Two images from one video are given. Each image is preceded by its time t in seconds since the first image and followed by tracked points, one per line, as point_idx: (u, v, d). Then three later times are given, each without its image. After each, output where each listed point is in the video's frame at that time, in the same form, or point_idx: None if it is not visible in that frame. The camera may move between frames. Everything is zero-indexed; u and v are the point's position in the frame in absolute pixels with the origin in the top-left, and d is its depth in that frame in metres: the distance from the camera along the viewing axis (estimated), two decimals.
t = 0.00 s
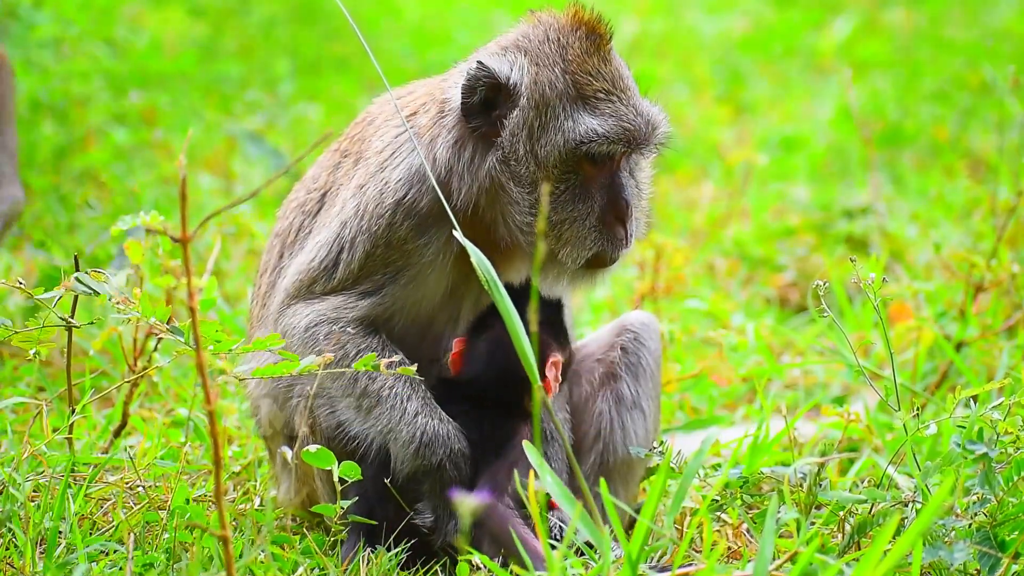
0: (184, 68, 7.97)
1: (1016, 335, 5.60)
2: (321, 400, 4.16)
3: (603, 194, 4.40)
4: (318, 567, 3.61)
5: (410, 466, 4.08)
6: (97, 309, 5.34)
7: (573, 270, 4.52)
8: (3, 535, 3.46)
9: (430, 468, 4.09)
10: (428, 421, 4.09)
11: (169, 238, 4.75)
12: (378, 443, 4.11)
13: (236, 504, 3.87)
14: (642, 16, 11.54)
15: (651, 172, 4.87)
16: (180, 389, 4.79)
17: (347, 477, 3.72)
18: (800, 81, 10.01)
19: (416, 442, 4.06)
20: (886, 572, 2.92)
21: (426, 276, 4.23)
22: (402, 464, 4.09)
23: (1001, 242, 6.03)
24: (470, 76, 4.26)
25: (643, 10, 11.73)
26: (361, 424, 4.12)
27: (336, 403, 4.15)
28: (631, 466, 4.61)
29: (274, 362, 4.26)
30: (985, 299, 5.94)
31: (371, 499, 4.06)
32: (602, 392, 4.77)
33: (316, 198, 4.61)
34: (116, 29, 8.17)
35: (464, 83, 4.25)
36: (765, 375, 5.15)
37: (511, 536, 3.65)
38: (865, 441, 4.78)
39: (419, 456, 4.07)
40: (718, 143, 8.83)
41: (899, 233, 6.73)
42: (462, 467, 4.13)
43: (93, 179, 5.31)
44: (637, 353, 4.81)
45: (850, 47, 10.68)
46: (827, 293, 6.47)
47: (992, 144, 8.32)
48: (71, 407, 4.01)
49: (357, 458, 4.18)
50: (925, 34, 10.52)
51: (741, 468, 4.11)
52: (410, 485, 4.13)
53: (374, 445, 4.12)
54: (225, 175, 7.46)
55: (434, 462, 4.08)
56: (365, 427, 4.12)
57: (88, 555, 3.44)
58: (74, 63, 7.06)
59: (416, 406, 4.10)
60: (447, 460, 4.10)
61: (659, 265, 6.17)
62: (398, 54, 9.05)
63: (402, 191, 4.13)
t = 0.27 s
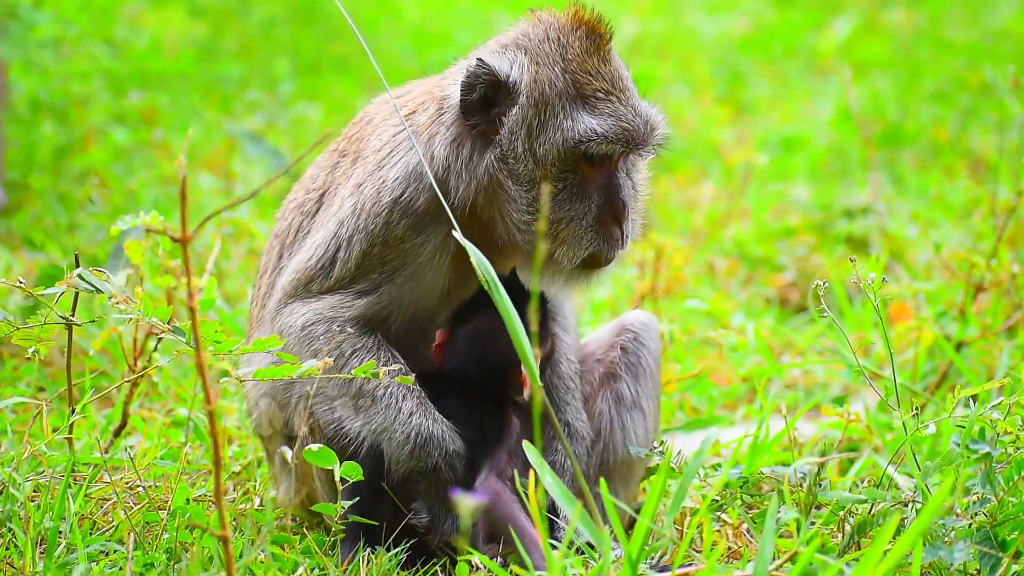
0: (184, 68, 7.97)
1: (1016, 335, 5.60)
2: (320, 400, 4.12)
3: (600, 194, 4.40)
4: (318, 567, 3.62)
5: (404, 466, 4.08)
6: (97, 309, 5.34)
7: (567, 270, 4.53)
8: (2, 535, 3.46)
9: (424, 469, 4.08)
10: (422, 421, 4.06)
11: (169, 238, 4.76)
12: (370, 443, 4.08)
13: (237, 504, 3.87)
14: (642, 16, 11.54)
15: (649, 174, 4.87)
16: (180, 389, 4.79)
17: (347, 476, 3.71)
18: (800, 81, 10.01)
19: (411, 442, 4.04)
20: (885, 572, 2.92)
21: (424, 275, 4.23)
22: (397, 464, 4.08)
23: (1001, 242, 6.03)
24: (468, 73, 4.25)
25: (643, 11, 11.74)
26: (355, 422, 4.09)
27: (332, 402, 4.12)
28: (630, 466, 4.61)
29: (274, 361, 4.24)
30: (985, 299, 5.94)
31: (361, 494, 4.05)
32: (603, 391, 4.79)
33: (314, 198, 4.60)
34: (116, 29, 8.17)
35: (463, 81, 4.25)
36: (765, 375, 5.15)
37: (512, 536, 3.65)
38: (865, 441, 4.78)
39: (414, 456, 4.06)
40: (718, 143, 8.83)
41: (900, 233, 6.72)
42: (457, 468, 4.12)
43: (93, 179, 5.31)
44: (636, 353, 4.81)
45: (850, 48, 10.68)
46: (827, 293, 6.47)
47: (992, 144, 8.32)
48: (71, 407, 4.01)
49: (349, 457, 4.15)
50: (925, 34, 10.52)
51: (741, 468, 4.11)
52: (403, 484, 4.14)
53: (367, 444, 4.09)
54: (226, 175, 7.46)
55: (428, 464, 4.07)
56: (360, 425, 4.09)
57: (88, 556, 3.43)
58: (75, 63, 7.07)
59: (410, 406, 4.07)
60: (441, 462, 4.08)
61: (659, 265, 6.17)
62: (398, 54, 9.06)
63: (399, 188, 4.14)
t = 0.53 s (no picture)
0: (184, 69, 7.97)
1: (1016, 335, 5.60)
2: (321, 399, 4.12)
3: (594, 194, 4.40)
4: (318, 567, 3.61)
5: (414, 460, 4.09)
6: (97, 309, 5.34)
7: (562, 268, 4.53)
8: (2, 535, 3.46)
9: (436, 463, 4.11)
10: (431, 413, 4.08)
11: (169, 238, 4.76)
12: (379, 438, 4.08)
13: (237, 504, 3.87)
14: (642, 16, 11.54)
15: (643, 178, 4.88)
16: (180, 389, 4.79)
17: (347, 476, 3.72)
18: (800, 81, 10.01)
19: (420, 433, 4.06)
20: (886, 572, 2.92)
21: (422, 273, 4.23)
22: (407, 458, 4.09)
23: (1001, 243, 6.03)
24: (467, 70, 4.25)
25: (643, 11, 11.74)
26: (361, 417, 4.09)
27: (336, 400, 4.11)
28: (630, 466, 4.61)
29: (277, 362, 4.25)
30: (985, 299, 5.94)
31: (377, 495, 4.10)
32: (603, 392, 4.79)
33: (311, 197, 4.60)
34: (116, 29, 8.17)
35: (461, 77, 4.25)
36: (765, 375, 5.14)
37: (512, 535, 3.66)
38: (865, 441, 4.78)
39: (424, 450, 4.08)
40: (718, 143, 8.83)
41: (899, 233, 6.72)
42: (468, 461, 4.14)
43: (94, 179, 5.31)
44: (636, 353, 4.80)
45: (850, 47, 10.68)
46: (827, 293, 6.47)
47: (992, 145, 8.32)
48: (70, 407, 4.01)
49: (357, 455, 4.15)
50: (925, 34, 10.52)
51: (741, 468, 4.11)
52: (415, 478, 4.16)
53: (375, 439, 4.09)
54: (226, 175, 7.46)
55: (439, 457, 4.10)
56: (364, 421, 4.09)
57: (88, 555, 3.43)
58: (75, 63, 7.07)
59: (418, 399, 4.08)
60: (452, 455, 4.11)
61: (659, 265, 6.18)
62: (398, 54, 9.06)
63: (396, 185, 4.14)
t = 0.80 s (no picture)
0: (184, 69, 7.96)
1: (1016, 335, 5.60)
2: (320, 402, 4.10)
3: (594, 197, 4.42)
4: (318, 567, 3.62)
5: (405, 461, 4.09)
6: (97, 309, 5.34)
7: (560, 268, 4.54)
8: (2, 535, 3.49)
9: (427, 464, 4.12)
10: (423, 415, 4.09)
11: (169, 237, 4.75)
12: (372, 439, 4.08)
13: (238, 504, 3.87)
14: (642, 16, 11.54)
15: (643, 182, 4.90)
16: (180, 389, 4.79)
17: (346, 476, 3.72)
18: (800, 81, 10.01)
19: (412, 435, 4.06)
20: (885, 572, 2.92)
21: (421, 273, 4.23)
22: (398, 459, 4.09)
23: (1001, 243, 6.03)
24: (470, 71, 4.25)
25: (643, 11, 11.73)
26: (356, 418, 4.07)
27: (333, 397, 4.10)
28: (630, 466, 4.61)
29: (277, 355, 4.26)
30: (985, 299, 5.94)
31: (375, 498, 4.05)
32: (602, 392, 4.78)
33: (311, 197, 4.60)
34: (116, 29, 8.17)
35: (464, 78, 4.24)
36: (765, 375, 5.15)
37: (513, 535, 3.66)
38: (865, 441, 4.78)
39: (415, 452, 4.08)
40: (718, 143, 8.83)
41: (899, 233, 6.72)
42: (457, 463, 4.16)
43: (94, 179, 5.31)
44: (636, 354, 4.81)
45: (850, 47, 10.67)
46: (827, 293, 6.47)
47: (992, 146, 8.32)
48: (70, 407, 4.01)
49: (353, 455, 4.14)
50: (925, 34, 10.51)
51: (741, 468, 4.11)
52: (405, 479, 4.17)
53: (369, 440, 4.08)
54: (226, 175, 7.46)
55: (431, 460, 4.10)
56: (359, 420, 4.08)
57: (88, 555, 3.45)
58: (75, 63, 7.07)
59: (411, 400, 4.09)
60: (444, 459, 4.13)
61: (659, 265, 6.17)
62: (398, 54, 9.06)
63: (397, 186, 4.14)
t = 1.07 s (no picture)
0: (184, 69, 7.96)
1: (1016, 335, 5.60)
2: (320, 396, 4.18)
3: (597, 193, 4.41)
4: (318, 567, 3.62)
5: (428, 459, 4.05)
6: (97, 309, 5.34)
7: (565, 266, 4.53)
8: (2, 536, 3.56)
9: (452, 463, 4.06)
10: (447, 413, 4.07)
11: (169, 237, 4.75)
12: (394, 438, 4.09)
13: (238, 503, 3.87)
14: (642, 16, 11.54)
15: (647, 177, 4.88)
16: (180, 389, 4.79)
17: (346, 475, 3.72)
18: (800, 81, 10.01)
19: (436, 432, 4.04)
20: (886, 573, 2.92)
21: (428, 275, 4.23)
22: (420, 456, 4.06)
23: (1001, 242, 6.03)
24: (471, 70, 4.26)
25: (643, 11, 11.74)
26: (375, 417, 4.10)
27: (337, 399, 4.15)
28: (631, 466, 4.62)
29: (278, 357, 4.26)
30: (985, 299, 5.94)
31: (383, 490, 4.02)
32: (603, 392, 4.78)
33: (314, 197, 4.59)
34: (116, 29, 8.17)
35: (465, 77, 4.25)
36: (765, 375, 5.15)
37: (513, 535, 3.66)
38: (865, 441, 4.78)
39: (441, 451, 4.05)
40: (718, 143, 8.83)
41: (900, 233, 6.72)
42: (484, 462, 4.09)
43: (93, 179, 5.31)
44: (637, 354, 4.82)
45: (850, 47, 10.67)
46: (827, 293, 6.47)
47: (992, 146, 8.33)
48: (70, 407, 4.01)
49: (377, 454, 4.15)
50: (925, 34, 10.51)
51: (742, 468, 4.11)
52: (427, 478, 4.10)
53: (390, 439, 4.10)
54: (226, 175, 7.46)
55: (457, 459, 4.05)
56: (376, 420, 4.11)
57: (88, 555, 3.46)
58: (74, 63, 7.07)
59: (435, 398, 4.08)
60: (469, 456, 4.06)
61: (659, 265, 6.17)
62: (398, 54, 9.06)
63: (402, 187, 4.14)
